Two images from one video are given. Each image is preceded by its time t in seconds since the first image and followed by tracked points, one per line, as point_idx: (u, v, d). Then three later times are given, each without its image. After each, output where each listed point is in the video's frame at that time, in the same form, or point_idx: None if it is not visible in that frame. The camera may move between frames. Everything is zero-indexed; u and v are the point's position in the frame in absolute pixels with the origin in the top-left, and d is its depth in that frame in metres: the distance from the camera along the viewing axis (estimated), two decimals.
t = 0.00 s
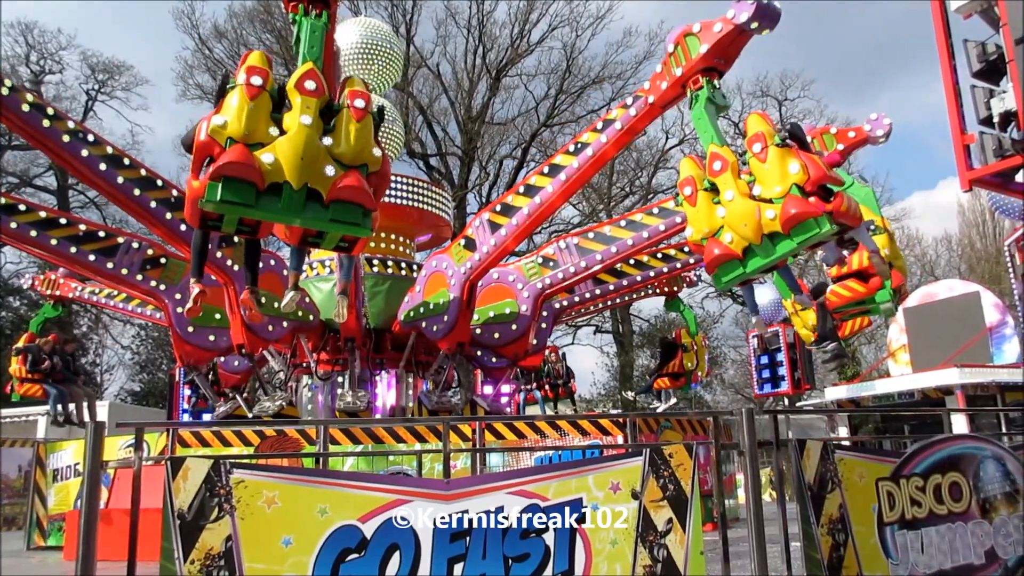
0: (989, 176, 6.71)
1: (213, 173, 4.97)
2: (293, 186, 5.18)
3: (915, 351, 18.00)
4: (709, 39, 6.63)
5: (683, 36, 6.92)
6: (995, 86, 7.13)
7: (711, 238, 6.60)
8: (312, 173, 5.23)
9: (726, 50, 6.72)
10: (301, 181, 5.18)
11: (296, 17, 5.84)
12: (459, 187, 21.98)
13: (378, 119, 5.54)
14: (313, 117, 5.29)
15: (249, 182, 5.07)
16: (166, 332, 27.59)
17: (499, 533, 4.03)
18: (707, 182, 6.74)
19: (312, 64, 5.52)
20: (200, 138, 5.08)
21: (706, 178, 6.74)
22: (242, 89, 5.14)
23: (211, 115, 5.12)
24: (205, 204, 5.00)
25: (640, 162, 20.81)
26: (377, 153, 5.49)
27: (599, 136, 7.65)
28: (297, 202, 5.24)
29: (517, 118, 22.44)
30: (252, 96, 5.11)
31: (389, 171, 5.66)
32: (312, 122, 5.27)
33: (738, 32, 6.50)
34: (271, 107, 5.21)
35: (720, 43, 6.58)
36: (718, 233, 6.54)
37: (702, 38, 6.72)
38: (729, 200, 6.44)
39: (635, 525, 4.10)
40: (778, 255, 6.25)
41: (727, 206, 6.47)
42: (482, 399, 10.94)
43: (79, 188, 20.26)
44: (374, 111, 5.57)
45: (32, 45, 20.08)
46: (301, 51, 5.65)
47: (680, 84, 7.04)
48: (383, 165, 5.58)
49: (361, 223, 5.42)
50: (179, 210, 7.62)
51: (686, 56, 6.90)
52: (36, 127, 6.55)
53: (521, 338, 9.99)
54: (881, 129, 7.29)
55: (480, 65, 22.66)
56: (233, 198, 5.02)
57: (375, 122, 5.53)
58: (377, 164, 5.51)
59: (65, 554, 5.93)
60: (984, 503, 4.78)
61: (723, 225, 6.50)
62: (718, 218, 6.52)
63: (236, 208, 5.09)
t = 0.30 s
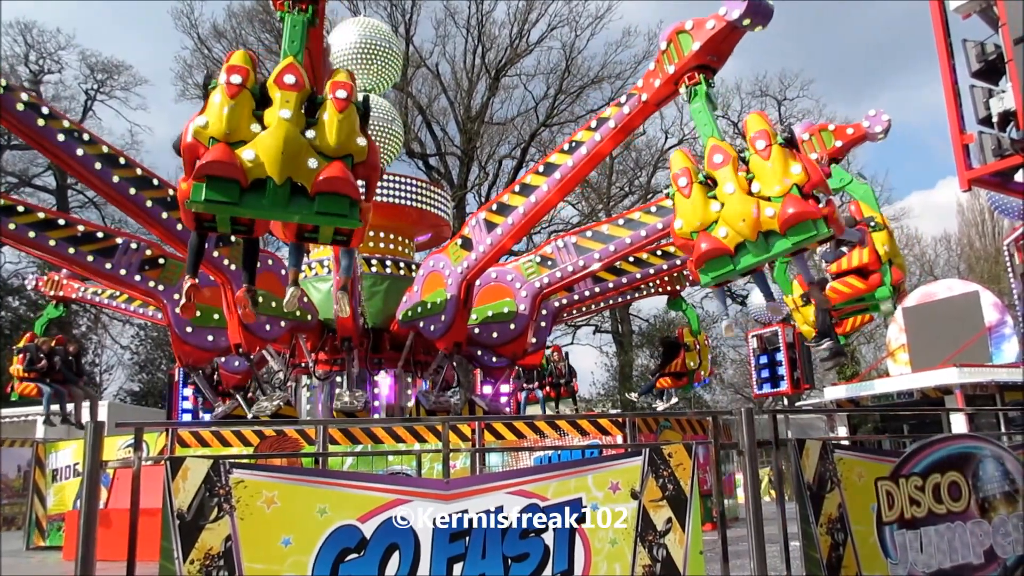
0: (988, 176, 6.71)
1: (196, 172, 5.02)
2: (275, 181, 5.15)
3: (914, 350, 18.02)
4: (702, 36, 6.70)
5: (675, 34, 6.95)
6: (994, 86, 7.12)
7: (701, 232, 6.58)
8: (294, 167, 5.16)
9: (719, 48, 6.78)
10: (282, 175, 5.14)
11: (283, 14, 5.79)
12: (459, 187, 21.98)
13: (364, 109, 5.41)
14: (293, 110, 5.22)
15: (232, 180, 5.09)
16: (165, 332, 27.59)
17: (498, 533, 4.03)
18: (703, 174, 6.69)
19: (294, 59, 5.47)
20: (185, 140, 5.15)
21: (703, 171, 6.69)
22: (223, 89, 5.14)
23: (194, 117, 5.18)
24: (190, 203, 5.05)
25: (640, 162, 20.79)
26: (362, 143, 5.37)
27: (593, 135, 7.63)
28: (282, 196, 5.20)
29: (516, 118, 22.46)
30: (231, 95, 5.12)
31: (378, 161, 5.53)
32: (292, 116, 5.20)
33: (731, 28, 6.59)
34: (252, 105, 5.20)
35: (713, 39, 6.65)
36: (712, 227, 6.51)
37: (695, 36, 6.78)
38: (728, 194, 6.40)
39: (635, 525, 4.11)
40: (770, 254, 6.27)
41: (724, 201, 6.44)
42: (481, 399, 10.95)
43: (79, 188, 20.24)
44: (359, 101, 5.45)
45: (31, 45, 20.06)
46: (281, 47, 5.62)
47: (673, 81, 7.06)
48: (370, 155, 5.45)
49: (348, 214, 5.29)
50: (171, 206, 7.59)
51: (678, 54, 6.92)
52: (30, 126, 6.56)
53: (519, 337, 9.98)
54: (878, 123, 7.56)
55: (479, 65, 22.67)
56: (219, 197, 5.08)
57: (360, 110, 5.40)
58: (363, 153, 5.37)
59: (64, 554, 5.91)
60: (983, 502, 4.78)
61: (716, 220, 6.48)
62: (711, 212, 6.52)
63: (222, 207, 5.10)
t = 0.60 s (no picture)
0: (987, 176, 6.72)
1: (175, 178, 5.08)
2: (252, 181, 5.15)
3: (914, 350, 18.03)
4: (690, 33, 6.66)
5: (664, 30, 6.90)
6: (993, 86, 7.12)
7: (691, 222, 6.30)
8: (269, 165, 5.16)
9: (708, 44, 6.76)
10: (258, 174, 5.13)
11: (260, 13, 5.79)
12: (458, 186, 21.97)
13: (341, 100, 5.33)
14: (265, 108, 5.21)
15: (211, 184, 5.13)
16: (164, 332, 27.58)
17: (497, 533, 4.04)
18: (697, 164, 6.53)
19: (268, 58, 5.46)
20: (166, 149, 5.24)
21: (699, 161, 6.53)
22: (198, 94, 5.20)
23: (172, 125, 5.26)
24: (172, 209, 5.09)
25: (639, 162, 20.76)
26: (340, 133, 5.27)
27: (585, 133, 7.70)
28: (262, 195, 5.20)
29: (516, 118, 22.48)
30: (206, 99, 5.16)
31: (359, 152, 5.42)
32: (264, 114, 5.19)
33: (719, 25, 6.58)
34: (228, 107, 5.23)
35: (701, 35, 6.62)
36: (704, 218, 6.31)
37: (684, 32, 6.74)
38: (727, 186, 6.25)
39: (634, 524, 4.11)
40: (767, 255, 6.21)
41: (720, 193, 6.29)
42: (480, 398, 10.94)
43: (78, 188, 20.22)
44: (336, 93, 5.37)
45: (30, 45, 20.03)
46: (254, 46, 5.62)
47: (662, 78, 7.06)
48: (349, 146, 5.35)
49: (328, 208, 5.19)
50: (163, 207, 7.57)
51: (667, 50, 6.89)
52: (22, 130, 6.58)
53: (517, 336, 9.98)
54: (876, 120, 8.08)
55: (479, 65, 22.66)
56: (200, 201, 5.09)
57: (338, 102, 5.32)
58: (341, 144, 5.27)
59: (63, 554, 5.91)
60: (982, 502, 4.78)
61: (709, 212, 6.30)
62: (704, 203, 6.32)
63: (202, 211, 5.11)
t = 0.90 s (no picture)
0: (986, 175, 6.71)
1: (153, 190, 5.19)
2: (224, 184, 5.16)
3: (913, 349, 18.05)
4: (677, 28, 6.56)
5: (651, 26, 6.81)
6: (992, 85, 7.12)
7: (686, 208, 6.09)
8: (238, 167, 5.15)
9: (695, 39, 6.63)
10: (228, 176, 5.14)
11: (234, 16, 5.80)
12: (457, 186, 21.97)
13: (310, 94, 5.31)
14: (231, 110, 5.21)
15: (188, 193, 5.21)
16: (164, 333, 27.55)
17: (497, 532, 4.04)
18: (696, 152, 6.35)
19: (237, 60, 5.47)
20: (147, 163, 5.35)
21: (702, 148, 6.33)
22: (171, 105, 5.28)
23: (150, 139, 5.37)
24: (154, 222, 5.22)
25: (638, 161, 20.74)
26: (308, 127, 5.21)
27: (575, 130, 7.66)
28: (236, 198, 5.20)
29: (515, 118, 22.50)
30: (176, 108, 5.23)
31: (332, 144, 5.34)
32: (231, 116, 5.19)
33: (707, 19, 6.45)
34: (200, 114, 5.28)
35: (688, 31, 6.51)
36: (700, 207, 6.13)
37: (671, 28, 6.63)
38: (728, 180, 6.14)
39: (634, 524, 4.11)
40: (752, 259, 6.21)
41: (718, 186, 6.16)
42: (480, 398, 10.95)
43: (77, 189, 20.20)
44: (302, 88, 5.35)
45: (29, 46, 20.01)
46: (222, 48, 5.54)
47: (650, 74, 6.98)
48: (320, 138, 5.28)
49: (300, 203, 5.13)
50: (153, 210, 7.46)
51: (654, 45, 6.80)
52: (10, 137, 6.67)
53: (515, 335, 9.96)
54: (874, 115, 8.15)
55: (478, 64, 22.66)
56: (179, 211, 5.21)
57: (306, 96, 5.29)
58: (309, 137, 5.22)
59: (63, 554, 5.90)
60: (981, 501, 4.79)
61: (706, 202, 6.13)
62: (702, 192, 6.14)
63: (180, 219, 5.21)
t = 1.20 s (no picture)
0: (985, 174, 6.70)
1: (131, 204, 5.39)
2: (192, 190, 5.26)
3: (912, 347, 18.05)
4: (660, 22, 6.43)
5: (636, 20, 6.69)
6: (991, 84, 7.11)
7: (684, 192, 5.99)
8: (202, 170, 5.21)
9: (678, 34, 6.52)
10: (193, 181, 5.22)
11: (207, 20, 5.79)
12: (456, 186, 21.98)
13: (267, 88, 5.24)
14: (191, 114, 5.25)
15: (163, 203, 5.37)
16: (163, 333, 27.53)
17: (496, 532, 4.03)
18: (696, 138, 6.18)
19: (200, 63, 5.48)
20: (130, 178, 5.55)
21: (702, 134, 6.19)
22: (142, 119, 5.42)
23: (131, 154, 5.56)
24: (138, 235, 5.45)
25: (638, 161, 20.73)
26: (265, 120, 5.16)
27: (563, 127, 7.65)
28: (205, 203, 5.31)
29: (514, 117, 22.48)
30: (147, 121, 5.38)
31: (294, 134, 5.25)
32: (192, 120, 5.24)
33: (689, 13, 6.36)
34: (168, 124, 5.38)
35: (671, 25, 6.39)
36: (698, 196, 6.08)
37: (654, 22, 6.51)
38: (727, 175, 6.16)
39: (634, 524, 4.11)
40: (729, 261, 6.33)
41: (718, 178, 6.15)
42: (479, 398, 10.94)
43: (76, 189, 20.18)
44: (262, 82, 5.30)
45: (28, 46, 20.00)
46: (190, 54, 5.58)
47: (635, 69, 6.83)
48: (280, 130, 5.22)
49: (263, 198, 5.17)
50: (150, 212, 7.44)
51: (638, 41, 6.69)
52: None
53: (512, 334, 9.91)
54: (872, 109, 8.16)
55: (477, 64, 22.65)
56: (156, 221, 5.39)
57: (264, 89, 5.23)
58: (268, 131, 5.16)
59: (63, 555, 5.89)
60: (981, 499, 4.79)
61: (705, 192, 6.10)
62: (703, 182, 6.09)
63: (161, 229, 5.40)
